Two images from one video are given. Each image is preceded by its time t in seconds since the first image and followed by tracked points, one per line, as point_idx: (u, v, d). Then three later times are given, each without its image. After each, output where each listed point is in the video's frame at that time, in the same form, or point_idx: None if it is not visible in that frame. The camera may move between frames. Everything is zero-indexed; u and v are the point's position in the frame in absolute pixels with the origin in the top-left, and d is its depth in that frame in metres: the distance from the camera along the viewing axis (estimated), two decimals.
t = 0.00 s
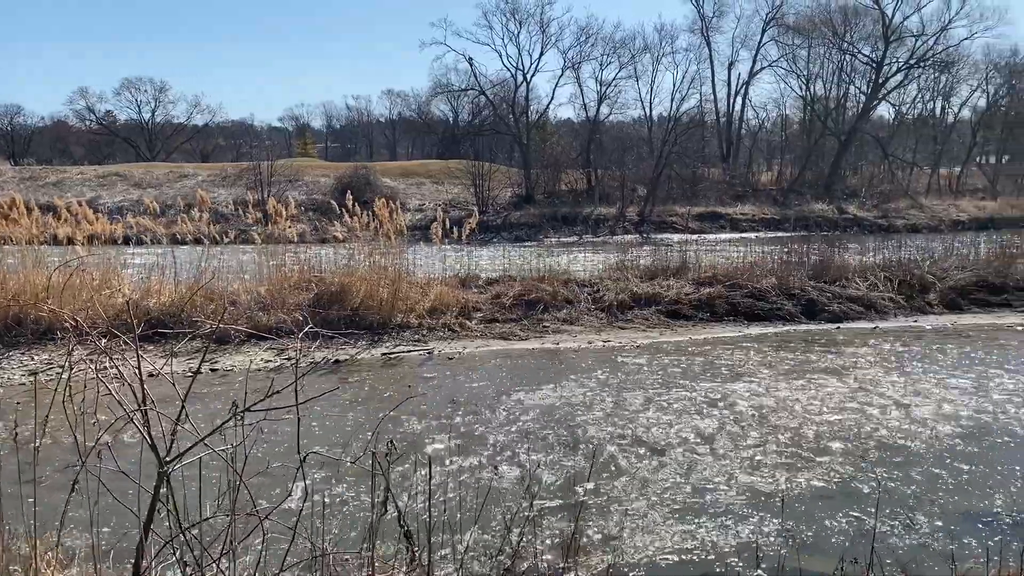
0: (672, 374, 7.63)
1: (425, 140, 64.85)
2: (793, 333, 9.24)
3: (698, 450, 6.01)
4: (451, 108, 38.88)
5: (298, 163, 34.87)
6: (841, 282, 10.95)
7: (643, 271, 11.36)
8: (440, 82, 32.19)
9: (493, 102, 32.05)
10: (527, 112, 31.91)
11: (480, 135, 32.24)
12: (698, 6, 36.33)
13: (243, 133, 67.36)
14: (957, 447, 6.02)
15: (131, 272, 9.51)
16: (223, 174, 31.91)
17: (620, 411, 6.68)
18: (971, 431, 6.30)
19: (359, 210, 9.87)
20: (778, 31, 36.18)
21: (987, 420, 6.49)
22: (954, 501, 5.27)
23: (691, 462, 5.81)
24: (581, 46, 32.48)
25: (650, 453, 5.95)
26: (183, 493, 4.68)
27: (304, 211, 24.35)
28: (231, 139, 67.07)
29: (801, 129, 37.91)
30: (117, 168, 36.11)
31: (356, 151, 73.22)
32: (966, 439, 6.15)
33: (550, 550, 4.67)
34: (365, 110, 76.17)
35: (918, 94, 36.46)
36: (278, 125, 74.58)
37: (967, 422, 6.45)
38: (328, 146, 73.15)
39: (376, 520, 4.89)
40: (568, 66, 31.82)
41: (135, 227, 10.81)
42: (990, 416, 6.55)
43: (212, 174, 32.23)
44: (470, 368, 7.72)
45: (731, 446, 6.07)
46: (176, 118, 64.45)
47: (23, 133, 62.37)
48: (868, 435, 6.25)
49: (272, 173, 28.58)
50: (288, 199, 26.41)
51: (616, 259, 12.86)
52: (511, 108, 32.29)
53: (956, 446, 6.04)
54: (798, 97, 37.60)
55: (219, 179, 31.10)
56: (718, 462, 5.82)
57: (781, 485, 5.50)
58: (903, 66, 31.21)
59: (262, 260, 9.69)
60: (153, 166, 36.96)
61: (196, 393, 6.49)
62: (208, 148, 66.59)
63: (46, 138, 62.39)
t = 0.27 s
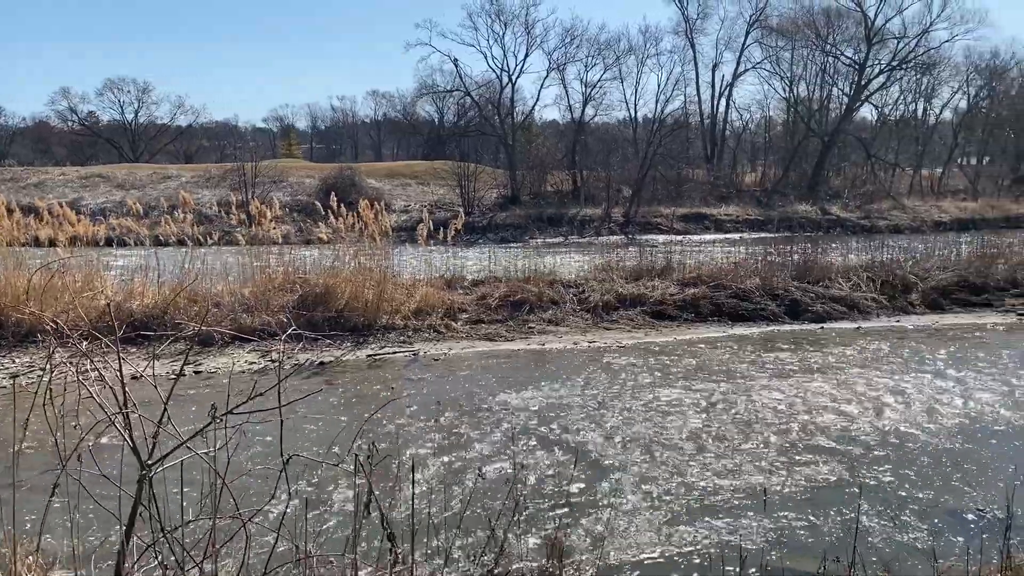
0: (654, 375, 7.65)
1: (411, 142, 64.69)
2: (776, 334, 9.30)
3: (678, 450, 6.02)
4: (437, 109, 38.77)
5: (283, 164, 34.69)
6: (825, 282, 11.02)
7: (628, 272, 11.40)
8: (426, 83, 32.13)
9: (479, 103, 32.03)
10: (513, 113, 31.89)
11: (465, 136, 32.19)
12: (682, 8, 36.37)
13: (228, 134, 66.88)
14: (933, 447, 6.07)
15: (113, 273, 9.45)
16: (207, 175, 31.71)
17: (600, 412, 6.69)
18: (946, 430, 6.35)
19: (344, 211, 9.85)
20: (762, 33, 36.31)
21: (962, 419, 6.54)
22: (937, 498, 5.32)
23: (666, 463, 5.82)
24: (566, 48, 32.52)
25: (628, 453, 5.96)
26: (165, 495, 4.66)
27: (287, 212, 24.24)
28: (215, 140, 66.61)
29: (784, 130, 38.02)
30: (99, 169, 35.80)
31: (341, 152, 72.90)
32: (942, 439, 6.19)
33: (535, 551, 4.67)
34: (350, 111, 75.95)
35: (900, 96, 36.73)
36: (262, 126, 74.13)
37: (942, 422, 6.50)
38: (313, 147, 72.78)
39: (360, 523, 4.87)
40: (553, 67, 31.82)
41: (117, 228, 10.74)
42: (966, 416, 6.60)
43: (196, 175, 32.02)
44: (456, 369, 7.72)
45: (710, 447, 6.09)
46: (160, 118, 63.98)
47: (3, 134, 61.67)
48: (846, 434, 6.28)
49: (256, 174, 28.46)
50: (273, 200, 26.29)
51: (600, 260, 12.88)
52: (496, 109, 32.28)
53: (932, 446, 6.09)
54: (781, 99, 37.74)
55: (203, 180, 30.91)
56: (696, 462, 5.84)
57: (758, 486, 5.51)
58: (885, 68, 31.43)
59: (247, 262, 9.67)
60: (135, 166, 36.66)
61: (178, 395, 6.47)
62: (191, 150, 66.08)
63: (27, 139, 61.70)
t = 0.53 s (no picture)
0: (635, 376, 7.66)
1: (396, 143, 64.41)
2: (761, 334, 9.35)
3: (658, 451, 6.02)
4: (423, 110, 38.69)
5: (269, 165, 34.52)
6: (809, 283, 11.09)
7: (613, 273, 11.43)
8: (411, 84, 32.06)
9: (464, 104, 31.98)
10: (498, 114, 31.86)
11: (451, 138, 32.12)
12: (665, 10, 36.45)
13: (211, 135, 66.38)
14: (912, 447, 6.10)
15: (96, 275, 9.40)
16: (191, 176, 31.49)
17: (581, 413, 6.69)
18: (924, 430, 6.39)
19: (328, 212, 9.82)
20: (745, 35, 36.46)
21: (939, 420, 6.58)
22: (921, 498, 5.35)
23: (644, 465, 5.82)
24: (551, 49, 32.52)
25: (607, 454, 5.97)
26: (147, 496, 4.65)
27: (271, 213, 24.11)
28: (199, 141, 66.10)
29: (768, 132, 38.17)
30: (82, 170, 35.48)
31: (325, 153, 72.62)
32: (920, 439, 6.23)
33: (519, 551, 4.67)
34: (335, 112, 75.64)
35: (883, 97, 36.90)
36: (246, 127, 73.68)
37: (920, 422, 6.53)
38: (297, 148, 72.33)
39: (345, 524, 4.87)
40: (538, 69, 31.80)
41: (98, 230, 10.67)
42: (944, 416, 6.64)
43: (179, 176, 31.80)
44: (442, 370, 7.72)
45: (690, 448, 6.10)
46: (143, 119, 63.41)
47: None
48: (826, 435, 6.31)
49: (240, 175, 28.30)
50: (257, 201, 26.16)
51: (585, 261, 12.90)
52: (481, 110, 32.25)
53: (910, 446, 6.12)
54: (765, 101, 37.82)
55: (187, 181, 30.70)
56: (676, 464, 5.84)
57: (737, 487, 5.51)
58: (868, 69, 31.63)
59: (231, 263, 9.63)
60: (118, 167, 36.33)
61: (161, 398, 6.46)
62: (175, 151, 65.52)
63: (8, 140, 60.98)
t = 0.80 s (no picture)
0: (618, 376, 7.70)
1: (381, 144, 64.12)
2: (745, 335, 9.42)
3: (637, 452, 6.05)
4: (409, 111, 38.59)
5: (253, 166, 34.33)
6: (793, 284, 11.17)
7: (598, 274, 11.46)
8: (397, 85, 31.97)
9: (450, 105, 31.92)
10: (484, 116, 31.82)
11: (436, 139, 32.05)
12: (650, 12, 36.51)
13: (195, 136, 65.85)
14: (894, 446, 6.14)
15: (78, 277, 9.34)
16: (174, 177, 31.26)
17: (564, 414, 6.72)
18: (901, 429, 6.46)
19: (313, 213, 9.80)
20: (729, 37, 36.59)
21: (916, 419, 6.64)
22: (906, 495, 5.42)
23: (621, 466, 5.83)
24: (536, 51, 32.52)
25: (591, 455, 5.99)
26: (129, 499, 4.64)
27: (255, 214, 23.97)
28: (182, 142, 65.56)
29: (751, 134, 38.32)
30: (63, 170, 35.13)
31: (310, 154, 72.14)
32: (898, 438, 6.29)
33: (505, 552, 4.68)
34: (320, 113, 75.28)
35: (866, 100, 37.04)
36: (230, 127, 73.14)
37: (896, 421, 6.60)
38: (282, 149, 71.88)
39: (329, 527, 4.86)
40: (523, 70, 31.77)
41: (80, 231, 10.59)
42: (921, 415, 6.70)
43: (162, 177, 31.56)
44: (427, 372, 7.72)
45: (669, 446, 6.15)
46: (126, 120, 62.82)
47: None
48: (804, 434, 6.36)
49: (224, 176, 28.14)
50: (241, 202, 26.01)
51: (571, 262, 12.91)
52: (466, 112, 32.21)
53: (887, 444, 6.18)
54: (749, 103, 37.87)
55: (170, 182, 30.48)
56: (655, 463, 5.88)
57: (716, 487, 5.55)
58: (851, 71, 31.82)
59: (215, 265, 9.60)
60: (100, 169, 35.97)
61: (143, 401, 6.44)
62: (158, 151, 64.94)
63: None
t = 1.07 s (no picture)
0: (600, 378, 7.72)
1: (366, 145, 63.88)
2: (729, 336, 9.46)
3: (614, 453, 6.07)
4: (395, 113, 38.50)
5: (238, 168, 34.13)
6: (776, 285, 11.24)
7: (584, 275, 11.49)
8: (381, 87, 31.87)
9: (435, 107, 31.86)
10: (469, 117, 31.79)
11: (421, 140, 31.98)
12: (634, 14, 36.59)
13: (179, 137, 65.31)
14: (873, 447, 6.19)
15: (59, 280, 9.28)
16: (157, 179, 31.03)
17: (548, 416, 6.73)
18: (879, 429, 6.51)
19: (297, 215, 9.78)
20: (713, 40, 36.73)
21: (893, 419, 6.70)
22: (888, 495, 5.46)
23: (597, 468, 5.84)
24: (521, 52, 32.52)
25: (574, 457, 6.00)
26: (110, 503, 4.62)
27: (239, 216, 23.83)
28: (166, 143, 64.98)
29: (735, 136, 38.47)
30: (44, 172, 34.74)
31: (295, 155, 71.68)
32: (877, 438, 6.34)
33: (489, 554, 4.67)
34: (305, 114, 74.89)
35: (849, 102, 37.26)
36: (214, 129, 72.64)
37: (872, 422, 6.65)
38: (266, 150, 71.42)
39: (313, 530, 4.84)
40: (508, 72, 31.75)
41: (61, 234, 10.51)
42: (898, 416, 6.76)
43: (145, 179, 31.31)
44: (412, 374, 7.73)
45: (648, 447, 6.18)
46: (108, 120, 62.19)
47: None
48: (785, 435, 6.41)
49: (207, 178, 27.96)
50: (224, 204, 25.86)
51: (555, 264, 12.93)
52: (451, 113, 32.17)
53: (864, 445, 6.22)
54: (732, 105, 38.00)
55: (153, 184, 30.25)
56: (633, 465, 5.89)
57: (693, 488, 5.56)
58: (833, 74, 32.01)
59: (198, 267, 9.56)
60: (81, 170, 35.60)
61: (125, 405, 6.42)
62: (141, 153, 64.32)
63: None
